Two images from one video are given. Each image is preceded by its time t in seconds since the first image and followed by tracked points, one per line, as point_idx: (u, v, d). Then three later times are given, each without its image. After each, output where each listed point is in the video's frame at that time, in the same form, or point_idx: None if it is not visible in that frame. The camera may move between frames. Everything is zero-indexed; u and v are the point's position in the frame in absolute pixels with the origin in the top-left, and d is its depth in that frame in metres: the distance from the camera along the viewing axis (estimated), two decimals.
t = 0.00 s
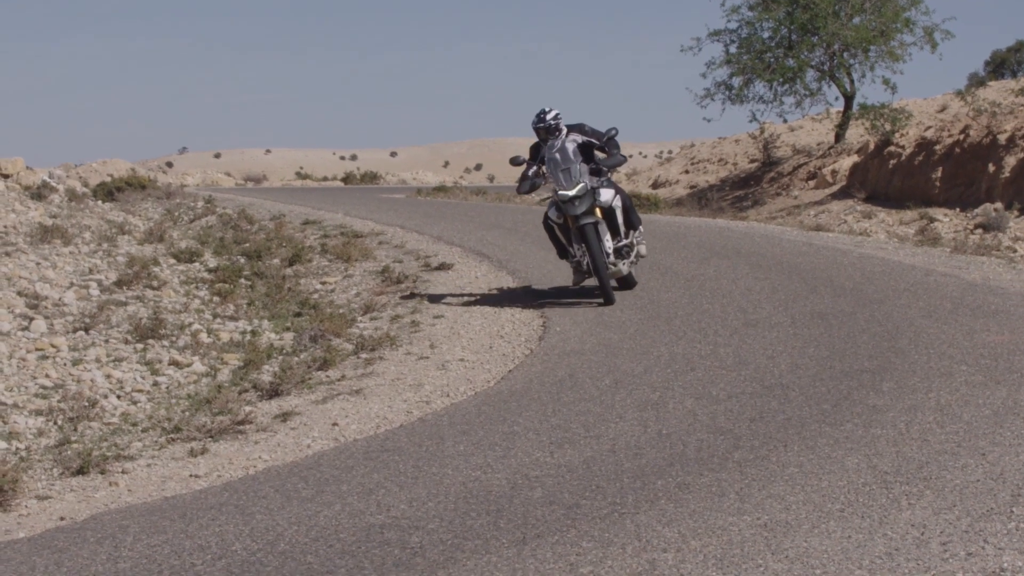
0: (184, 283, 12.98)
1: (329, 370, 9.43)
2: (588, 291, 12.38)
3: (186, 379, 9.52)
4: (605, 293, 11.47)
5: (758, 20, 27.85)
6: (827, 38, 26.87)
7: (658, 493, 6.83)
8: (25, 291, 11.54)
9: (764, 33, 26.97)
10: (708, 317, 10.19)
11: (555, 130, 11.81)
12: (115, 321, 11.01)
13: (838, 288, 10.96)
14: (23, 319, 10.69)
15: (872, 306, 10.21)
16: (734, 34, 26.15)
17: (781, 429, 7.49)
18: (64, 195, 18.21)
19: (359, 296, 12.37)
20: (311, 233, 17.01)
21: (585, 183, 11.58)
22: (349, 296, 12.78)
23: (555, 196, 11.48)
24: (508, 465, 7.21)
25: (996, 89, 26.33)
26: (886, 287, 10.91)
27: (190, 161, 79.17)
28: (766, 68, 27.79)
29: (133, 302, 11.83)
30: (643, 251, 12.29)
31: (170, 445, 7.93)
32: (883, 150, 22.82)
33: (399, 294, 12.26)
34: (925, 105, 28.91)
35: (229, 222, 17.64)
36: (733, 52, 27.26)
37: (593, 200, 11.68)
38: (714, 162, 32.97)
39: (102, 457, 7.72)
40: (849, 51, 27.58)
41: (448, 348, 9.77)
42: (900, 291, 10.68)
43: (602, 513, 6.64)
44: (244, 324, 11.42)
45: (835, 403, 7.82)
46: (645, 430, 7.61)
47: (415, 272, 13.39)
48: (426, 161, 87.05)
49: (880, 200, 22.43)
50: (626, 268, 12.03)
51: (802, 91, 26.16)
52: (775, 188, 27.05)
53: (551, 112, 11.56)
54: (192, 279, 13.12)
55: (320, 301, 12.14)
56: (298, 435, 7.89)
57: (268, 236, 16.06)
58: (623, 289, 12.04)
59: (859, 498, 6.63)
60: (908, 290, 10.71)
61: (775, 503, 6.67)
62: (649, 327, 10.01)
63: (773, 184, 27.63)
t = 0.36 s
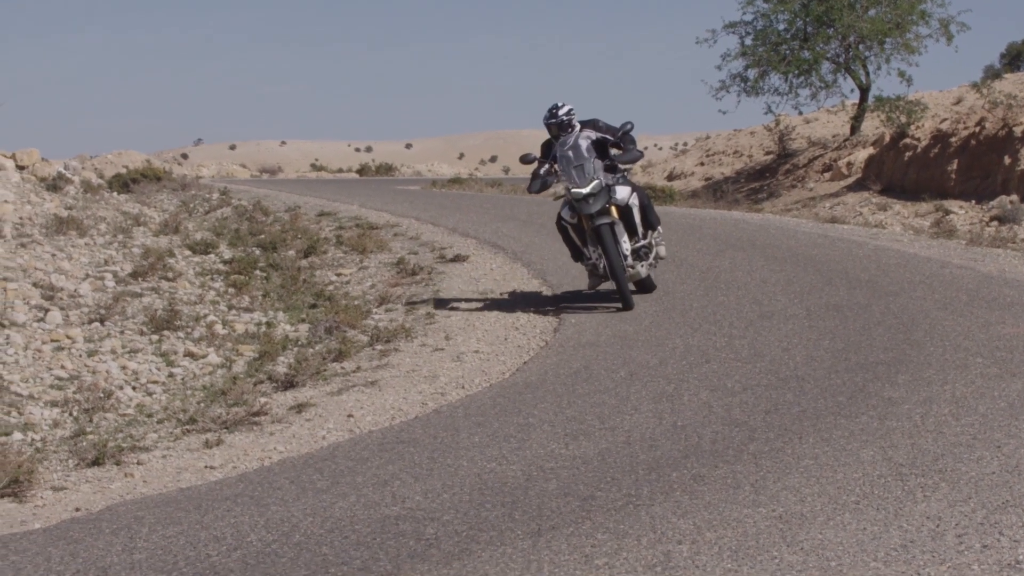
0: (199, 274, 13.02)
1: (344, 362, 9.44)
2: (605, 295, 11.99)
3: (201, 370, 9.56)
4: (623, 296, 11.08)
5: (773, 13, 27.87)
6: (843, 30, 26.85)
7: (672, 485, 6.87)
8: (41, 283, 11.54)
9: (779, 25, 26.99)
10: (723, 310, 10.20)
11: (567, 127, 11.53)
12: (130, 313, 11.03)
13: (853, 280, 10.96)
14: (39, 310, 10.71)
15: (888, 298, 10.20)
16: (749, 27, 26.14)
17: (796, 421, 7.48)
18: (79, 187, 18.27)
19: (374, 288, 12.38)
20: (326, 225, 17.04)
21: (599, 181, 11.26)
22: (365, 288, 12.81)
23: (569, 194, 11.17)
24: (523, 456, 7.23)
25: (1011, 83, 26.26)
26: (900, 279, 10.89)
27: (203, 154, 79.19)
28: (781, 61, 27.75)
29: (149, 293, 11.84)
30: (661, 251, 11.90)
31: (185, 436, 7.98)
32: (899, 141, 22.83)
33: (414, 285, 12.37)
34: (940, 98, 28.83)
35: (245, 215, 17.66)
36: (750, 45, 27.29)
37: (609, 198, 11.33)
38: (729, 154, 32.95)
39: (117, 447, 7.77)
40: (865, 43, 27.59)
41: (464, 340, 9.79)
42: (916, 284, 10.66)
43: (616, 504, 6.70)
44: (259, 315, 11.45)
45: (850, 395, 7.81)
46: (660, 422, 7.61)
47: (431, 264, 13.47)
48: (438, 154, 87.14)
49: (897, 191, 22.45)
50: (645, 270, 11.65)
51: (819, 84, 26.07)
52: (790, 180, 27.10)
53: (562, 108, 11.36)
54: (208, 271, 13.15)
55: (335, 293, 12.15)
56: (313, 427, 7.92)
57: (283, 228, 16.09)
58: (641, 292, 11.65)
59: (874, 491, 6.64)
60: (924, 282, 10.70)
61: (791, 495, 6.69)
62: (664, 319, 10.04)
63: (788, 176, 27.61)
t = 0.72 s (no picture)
0: (219, 264, 13.17)
1: (364, 352, 9.50)
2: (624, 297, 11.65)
3: (221, 359, 9.74)
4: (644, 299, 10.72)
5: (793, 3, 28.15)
6: (862, 20, 27.13)
7: (692, 474, 6.92)
8: (61, 272, 11.59)
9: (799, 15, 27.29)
10: (743, 300, 10.27)
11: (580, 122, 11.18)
12: (150, 301, 11.15)
13: (872, 270, 11.00)
14: (59, 299, 10.82)
15: (908, 288, 10.23)
16: (769, 16, 26.12)
17: (815, 411, 7.49)
18: (98, 176, 18.30)
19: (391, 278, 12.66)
20: (346, 214, 17.18)
21: (615, 178, 10.84)
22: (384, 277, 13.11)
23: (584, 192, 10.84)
24: (543, 445, 7.32)
25: None
26: (920, 269, 10.89)
27: (223, 142, 79.34)
28: (800, 50, 28.07)
29: (169, 282, 12.01)
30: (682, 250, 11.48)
31: (205, 425, 8.14)
32: (919, 132, 22.80)
33: (435, 275, 12.66)
34: (960, 88, 28.71)
35: (264, 203, 17.72)
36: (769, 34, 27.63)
37: (626, 196, 10.97)
38: (749, 143, 33.00)
39: (136, 437, 7.96)
40: (885, 32, 27.84)
41: (482, 329, 9.89)
42: (936, 273, 10.67)
43: (636, 494, 6.75)
44: (279, 305, 11.61)
45: (870, 384, 7.81)
46: (680, 411, 7.66)
47: (450, 254, 13.67)
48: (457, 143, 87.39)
49: (916, 180, 22.51)
50: (666, 271, 11.28)
51: (838, 73, 26.43)
52: (810, 170, 27.26)
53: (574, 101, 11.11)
54: (227, 261, 13.29)
55: (354, 283, 12.38)
56: (332, 416, 8.03)
57: (303, 216, 16.28)
58: (662, 294, 11.28)
59: (894, 480, 6.67)
60: (944, 272, 10.66)
61: (811, 484, 6.75)
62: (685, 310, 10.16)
63: (808, 167, 27.70)
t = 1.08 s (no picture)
0: (245, 251, 14.19)
1: (389, 339, 9.97)
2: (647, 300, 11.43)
3: (246, 347, 10.27)
4: (666, 300, 10.48)
5: None
6: (889, 7, 27.59)
7: (718, 461, 6.98)
8: (87, 258, 12.65)
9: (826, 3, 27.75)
10: (770, 287, 10.58)
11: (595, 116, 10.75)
12: (174, 289, 12.07)
13: (898, 257, 11.20)
14: (84, 286, 11.81)
15: (934, 275, 10.39)
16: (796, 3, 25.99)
17: (842, 399, 7.53)
18: (124, 165, 19.14)
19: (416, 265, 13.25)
20: (372, 202, 17.75)
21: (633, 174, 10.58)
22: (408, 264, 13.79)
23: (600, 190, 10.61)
24: (568, 433, 7.42)
25: None
26: (944, 257, 11.08)
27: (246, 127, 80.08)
28: (827, 38, 28.54)
29: (194, 269, 12.91)
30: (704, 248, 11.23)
31: (230, 413, 8.37)
32: (945, 120, 22.81)
33: (459, 263, 13.17)
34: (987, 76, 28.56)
35: (290, 190, 18.59)
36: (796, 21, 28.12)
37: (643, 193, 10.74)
38: (774, 131, 33.07)
39: (163, 424, 8.22)
40: (911, 20, 28.26)
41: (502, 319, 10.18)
42: (962, 260, 10.83)
43: (661, 481, 6.83)
44: (304, 292, 12.47)
45: (895, 372, 7.86)
46: (705, 399, 7.73)
47: (475, 241, 14.12)
48: (483, 130, 87.65)
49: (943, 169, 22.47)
50: (689, 271, 11.04)
51: (865, 61, 26.91)
52: (837, 157, 27.24)
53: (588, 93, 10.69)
54: (253, 248, 14.32)
55: (379, 270, 13.15)
56: (359, 404, 8.30)
57: (329, 204, 17.09)
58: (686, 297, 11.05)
59: (920, 468, 6.67)
60: (970, 260, 10.79)
61: (837, 472, 6.77)
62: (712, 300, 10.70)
63: (833, 155, 27.81)
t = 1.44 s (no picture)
0: (267, 236, 14.62)
1: (409, 324, 10.30)
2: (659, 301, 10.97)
3: (267, 332, 10.63)
4: (679, 302, 9.97)
5: None
6: None
7: (739, 448, 6.99)
8: (108, 245, 12.84)
9: None
10: (792, 274, 10.82)
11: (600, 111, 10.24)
12: (196, 275, 12.33)
13: (920, 244, 11.38)
14: (105, 272, 12.02)
15: (956, 262, 10.54)
16: None
17: (863, 385, 7.56)
18: (145, 149, 19.49)
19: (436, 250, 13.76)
20: (393, 187, 18.23)
21: (638, 171, 10.06)
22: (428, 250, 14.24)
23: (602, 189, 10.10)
24: (589, 419, 7.45)
25: None
26: (966, 243, 11.26)
27: (268, 113, 80.83)
28: (849, 24, 28.79)
29: (215, 255, 13.36)
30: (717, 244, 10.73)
31: (252, 398, 8.56)
32: (967, 106, 22.83)
33: (480, 248, 13.50)
34: (1011, 64, 28.40)
35: (310, 176, 19.24)
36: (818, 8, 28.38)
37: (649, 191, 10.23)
38: (796, 117, 33.11)
39: (182, 410, 8.34)
40: (933, 7, 28.41)
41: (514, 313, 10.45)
42: (984, 248, 11.00)
43: (682, 468, 6.84)
44: (325, 277, 12.83)
45: (917, 358, 7.90)
46: (726, 384, 7.76)
47: (497, 227, 14.44)
48: (504, 116, 87.92)
49: (964, 156, 22.44)
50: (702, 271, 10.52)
51: (888, 47, 27.15)
52: (857, 144, 27.21)
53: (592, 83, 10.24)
54: (275, 232, 14.78)
55: (401, 256, 13.55)
56: (379, 389, 8.37)
57: (350, 190, 17.62)
58: (701, 296, 10.61)
59: (941, 454, 6.66)
60: (991, 246, 11.01)
61: (857, 458, 6.76)
62: (733, 286, 10.93)
63: (856, 140, 27.78)
